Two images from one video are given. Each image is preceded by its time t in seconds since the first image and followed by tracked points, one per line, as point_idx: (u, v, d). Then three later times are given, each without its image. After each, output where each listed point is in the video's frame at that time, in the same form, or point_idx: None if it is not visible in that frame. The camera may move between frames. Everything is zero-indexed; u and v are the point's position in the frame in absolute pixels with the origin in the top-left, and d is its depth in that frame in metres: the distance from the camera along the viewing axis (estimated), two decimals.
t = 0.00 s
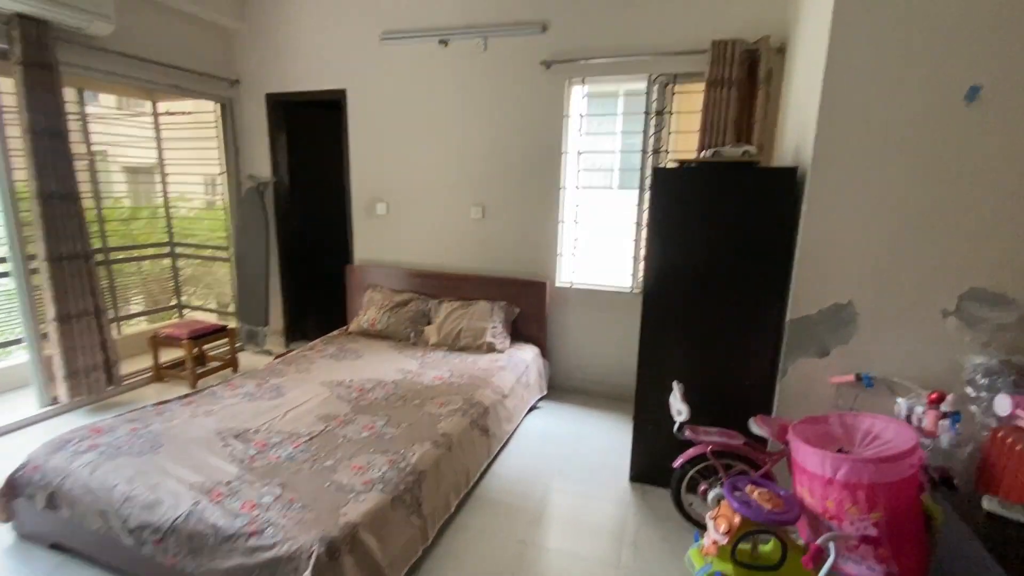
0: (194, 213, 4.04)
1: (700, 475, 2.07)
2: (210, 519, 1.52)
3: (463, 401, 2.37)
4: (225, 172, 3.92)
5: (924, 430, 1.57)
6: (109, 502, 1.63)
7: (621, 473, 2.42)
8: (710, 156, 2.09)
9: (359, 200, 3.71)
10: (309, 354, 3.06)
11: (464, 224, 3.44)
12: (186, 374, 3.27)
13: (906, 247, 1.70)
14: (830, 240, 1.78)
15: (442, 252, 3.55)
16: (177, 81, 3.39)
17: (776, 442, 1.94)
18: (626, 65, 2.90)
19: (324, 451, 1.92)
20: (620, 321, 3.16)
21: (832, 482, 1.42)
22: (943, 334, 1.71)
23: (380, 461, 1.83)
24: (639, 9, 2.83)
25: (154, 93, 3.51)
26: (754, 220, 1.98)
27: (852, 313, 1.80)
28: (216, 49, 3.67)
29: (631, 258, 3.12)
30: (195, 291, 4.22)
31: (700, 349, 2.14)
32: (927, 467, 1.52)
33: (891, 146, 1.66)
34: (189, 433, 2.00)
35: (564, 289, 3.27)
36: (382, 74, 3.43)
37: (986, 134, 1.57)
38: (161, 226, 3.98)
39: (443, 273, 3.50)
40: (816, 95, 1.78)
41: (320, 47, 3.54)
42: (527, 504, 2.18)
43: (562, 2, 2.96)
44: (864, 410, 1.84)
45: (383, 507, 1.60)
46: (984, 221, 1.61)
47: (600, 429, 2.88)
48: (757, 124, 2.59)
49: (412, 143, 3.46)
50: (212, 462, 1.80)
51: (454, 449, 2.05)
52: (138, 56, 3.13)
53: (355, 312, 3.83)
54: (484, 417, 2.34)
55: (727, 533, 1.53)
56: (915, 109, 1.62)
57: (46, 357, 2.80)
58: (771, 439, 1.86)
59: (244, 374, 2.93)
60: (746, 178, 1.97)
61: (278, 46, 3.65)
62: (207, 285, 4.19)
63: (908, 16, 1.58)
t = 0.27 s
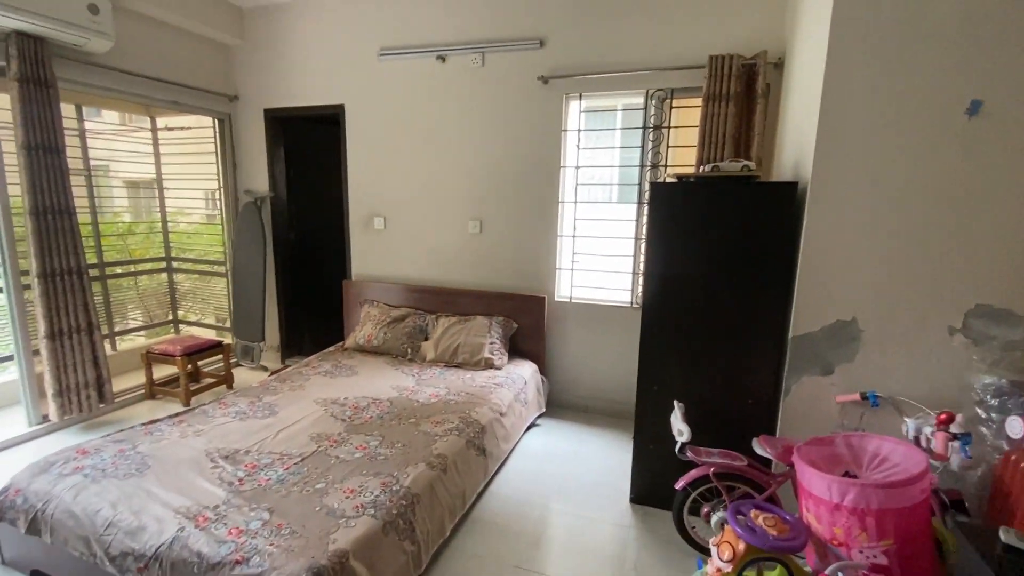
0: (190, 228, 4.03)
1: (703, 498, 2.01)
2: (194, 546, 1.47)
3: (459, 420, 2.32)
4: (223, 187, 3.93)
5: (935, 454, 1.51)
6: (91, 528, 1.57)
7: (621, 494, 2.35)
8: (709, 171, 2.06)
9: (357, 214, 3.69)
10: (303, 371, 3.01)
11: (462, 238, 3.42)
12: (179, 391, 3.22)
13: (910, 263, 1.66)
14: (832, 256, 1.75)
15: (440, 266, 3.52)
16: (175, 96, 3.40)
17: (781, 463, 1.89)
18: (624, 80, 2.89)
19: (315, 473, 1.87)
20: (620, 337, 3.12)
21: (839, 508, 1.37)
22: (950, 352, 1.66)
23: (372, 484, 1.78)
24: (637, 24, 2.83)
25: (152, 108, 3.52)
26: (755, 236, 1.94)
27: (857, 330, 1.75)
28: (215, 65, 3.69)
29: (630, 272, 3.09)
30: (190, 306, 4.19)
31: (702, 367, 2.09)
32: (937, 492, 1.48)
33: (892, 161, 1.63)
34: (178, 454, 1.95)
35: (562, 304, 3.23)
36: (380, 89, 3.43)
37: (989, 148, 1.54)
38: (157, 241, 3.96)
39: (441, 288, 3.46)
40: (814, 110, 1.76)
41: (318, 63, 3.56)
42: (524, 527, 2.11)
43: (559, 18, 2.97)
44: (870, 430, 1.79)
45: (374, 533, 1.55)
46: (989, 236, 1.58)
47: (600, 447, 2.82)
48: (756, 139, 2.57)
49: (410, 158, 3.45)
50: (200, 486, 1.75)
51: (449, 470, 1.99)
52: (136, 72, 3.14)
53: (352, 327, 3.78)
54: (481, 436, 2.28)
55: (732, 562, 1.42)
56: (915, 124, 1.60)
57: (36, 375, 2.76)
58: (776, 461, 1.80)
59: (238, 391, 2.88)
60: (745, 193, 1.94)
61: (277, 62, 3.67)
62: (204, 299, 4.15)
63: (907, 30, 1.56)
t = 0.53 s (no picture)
0: (226, 237, 4.18)
1: (732, 517, 1.94)
2: (220, 549, 1.50)
3: (482, 430, 2.31)
4: (258, 197, 4.05)
5: (984, 478, 1.42)
6: (125, 527, 1.63)
7: (647, 510, 2.29)
8: (739, 179, 2.01)
9: (385, 223, 3.75)
10: (330, 377, 3.06)
11: (487, 247, 3.43)
12: (213, 394, 3.33)
13: (955, 275, 1.58)
14: (871, 268, 1.67)
15: (465, 275, 3.54)
16: (214, 110, 3.54)
17: (816, 484, 1.80)
18: (651, 88, 2.86)
19: (340, 480, 1.88)
20: (647, 348, 3.06)
21: (879, 534, 1.28)
22: (1000, 371, 1.56)
23: (394, 493, 1.78)
24: (665, 31, 2.80)
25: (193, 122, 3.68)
26: (787, 246, 1.88)
27: (897, 346, 1.67)
28: (253, 79, 3.83)
29: (658, 282, 3.03)
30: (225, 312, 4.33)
31: (731, 381, 2.02)
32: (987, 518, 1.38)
33: (936, 168, 1.55)
34: (208, 457, 2.01)
35: (587, 314, 3.19)
36: (409, 100, 3.49)
37: None
38: (196, 249, 4.13)
39: (466, 296, 3.47)
40: (851, 116, 1.69)
41: (350, 76, 3.65)
42: (545, 540, 2.08)
43: (587, 27, 2.96)
44: (914, 452, 1.69)
45: (394, 543, 1.55)
46: None
47: (625, 461, 2.76)
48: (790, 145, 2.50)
49: (437, 167, 3.49)
50: (228, 489, 1.79)
51: (470, 481, 1.98)
52: (178, 87, 3.29)
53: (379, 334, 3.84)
54: (503, 447, 2.27)
55: None
56: (961, 130, 1.52)
57: (81, 376, 2.90)
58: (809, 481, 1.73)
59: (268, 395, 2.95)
60: (777, 201, 1.88)
61: (311, 76, 3.78)
62: (239, 305, 4.28)
63: (951, 32, 1.49)
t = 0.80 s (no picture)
0: (268, 228, 4.34)
1: (765, 520, 1.88)
2: (258, 527, 1.57)
3: (511, 422, 2.32)
4: (298, 190, 4.17)
5: None
6: (173, 502, 1.73)
7: (676, 509, 2.26)
8: (781, 170, 1.93)
9: (418, 215, 3.80)
10: (365, 365, 3.14)
11: (519, 239, 3.42)
12: (255, 379, 3.48)
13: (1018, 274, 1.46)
14: (923, 265, 1.57)
15: (497, 267, 3.55)
16: (257, 105, 3.66)
17: (856, 490, 1.73)
18: (689, 77, 2.77)
19: (372, 466, 1.93)
20: (680, 344, 2.99)
21: (923, 546, 1.22)
22: None
23: (422, 481, 1.82)
24: (705, 16, 2.69)
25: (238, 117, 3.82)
26: (831, 241, 1.79)
27: (950, 348, 1.57)
28: (293, 75, 3.94)
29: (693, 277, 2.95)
30: (267, 300, 4.51)
31: (767, 380, 1.96)
32: None
33: (999, 158, 1.44)
34: (248, 439, 2.10)
35: (619, 308, 3.15)
36: (443, 92, 3.51)
37: None
38: (240, 239, 4.31)
39: (497, 289, 3.49)
40: (905, 102, 1.59)
41: (386, 69, 3.70)
42: (571, 534, 2.08)
43: (623, 14, 2.89)
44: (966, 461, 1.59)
45: (422, 529, 1.58)
46: None
47: (656, 457, 2.72)
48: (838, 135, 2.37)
49: (469, 159, 3.51)
50: (267, 470, 1.87)
51: (498, 472, 2.00)
52: (223, 83, 3.42)
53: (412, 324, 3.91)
54: (531, 439, 2.27)
55: None
56: None
57: (135, 358, 3.09)
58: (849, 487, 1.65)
59: (305, 381, 3.05)
60: (822, 194, 1.79)
61: (348, 70, 3.85)
62: (280, 294, 4.44)
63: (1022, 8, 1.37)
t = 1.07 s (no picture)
0: (294, 223, 4.43)
1: (786, 524, 1.84)
2: (280, 514, 1.61)
3: (528, 418, 2.32)
4: (322, 185, 4.24)
5: None
6: (199, 488, 1.79)
7: (694, 510, 2.23)
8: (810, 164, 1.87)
9: (439, 210, 3.83)
10: (385, 359, 3.18)
11: (539, 235, 3.41)
12: (280, 370, 3.57)
13: None
14: (958, 264, 1.50)
15: (517, 263, 3.54)
16: (284, 102, 3.73)
17: (882, 497, 1.67)
18: (715, 69, 2.71)
19: (390, 458, 1.96)
20: (703, 342, 2.94)
21: (952, 555, 1.17)
22: None
23: (439, 474, 1.83)
24: (733, 6, 2.62)
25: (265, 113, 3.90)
26: (862, 239, 1.73)
27: (986, 351, 1.50)
28: (318, 72, 4.00)
29: (716, 274, 2.89)
30: (292, 294, 4.61)
31: (792, 381, 1.91)
32: None
33: None
34: (272, 428, 2.16)
35: (640, 305, 3.11)
36: (465, 87, 3.51)
37: None
38: (267, 234, 4.41)
39: (517, 284, 3.49)
40: (943, 93, 1.52)
41: (409, 65, 3.72)
42: (588, 532, 2.07)
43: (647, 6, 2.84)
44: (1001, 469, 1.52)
45: (438, 522, 1.60)
46: None
47: (675, 457, 2.69)
48: (871, 128, 2.28)
49: (490, 155, 3.51)
50: (289, 460, 1.92)
51: (514, 467, 2.00)
52: (251, 81, 3.49)
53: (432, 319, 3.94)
54: (548, 436, 2.27)
55: None
56: None
57: (166, 348, 3.20)
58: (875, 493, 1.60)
59: (328, 373, 3.11)
60: (852, 189, 1.73)
61: (372, 67, 3.89)
62: (305, 287, 4.53)
63: None
